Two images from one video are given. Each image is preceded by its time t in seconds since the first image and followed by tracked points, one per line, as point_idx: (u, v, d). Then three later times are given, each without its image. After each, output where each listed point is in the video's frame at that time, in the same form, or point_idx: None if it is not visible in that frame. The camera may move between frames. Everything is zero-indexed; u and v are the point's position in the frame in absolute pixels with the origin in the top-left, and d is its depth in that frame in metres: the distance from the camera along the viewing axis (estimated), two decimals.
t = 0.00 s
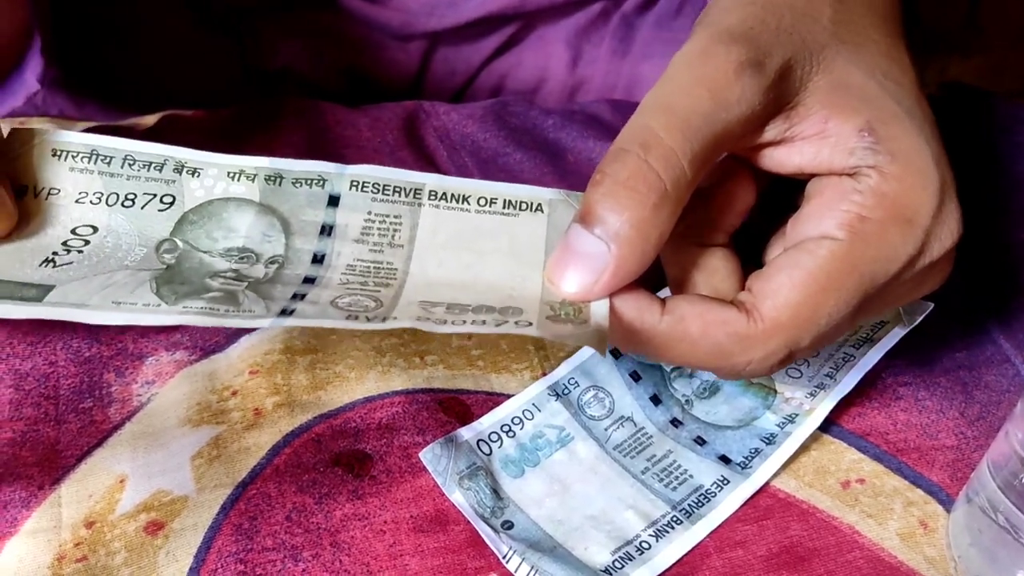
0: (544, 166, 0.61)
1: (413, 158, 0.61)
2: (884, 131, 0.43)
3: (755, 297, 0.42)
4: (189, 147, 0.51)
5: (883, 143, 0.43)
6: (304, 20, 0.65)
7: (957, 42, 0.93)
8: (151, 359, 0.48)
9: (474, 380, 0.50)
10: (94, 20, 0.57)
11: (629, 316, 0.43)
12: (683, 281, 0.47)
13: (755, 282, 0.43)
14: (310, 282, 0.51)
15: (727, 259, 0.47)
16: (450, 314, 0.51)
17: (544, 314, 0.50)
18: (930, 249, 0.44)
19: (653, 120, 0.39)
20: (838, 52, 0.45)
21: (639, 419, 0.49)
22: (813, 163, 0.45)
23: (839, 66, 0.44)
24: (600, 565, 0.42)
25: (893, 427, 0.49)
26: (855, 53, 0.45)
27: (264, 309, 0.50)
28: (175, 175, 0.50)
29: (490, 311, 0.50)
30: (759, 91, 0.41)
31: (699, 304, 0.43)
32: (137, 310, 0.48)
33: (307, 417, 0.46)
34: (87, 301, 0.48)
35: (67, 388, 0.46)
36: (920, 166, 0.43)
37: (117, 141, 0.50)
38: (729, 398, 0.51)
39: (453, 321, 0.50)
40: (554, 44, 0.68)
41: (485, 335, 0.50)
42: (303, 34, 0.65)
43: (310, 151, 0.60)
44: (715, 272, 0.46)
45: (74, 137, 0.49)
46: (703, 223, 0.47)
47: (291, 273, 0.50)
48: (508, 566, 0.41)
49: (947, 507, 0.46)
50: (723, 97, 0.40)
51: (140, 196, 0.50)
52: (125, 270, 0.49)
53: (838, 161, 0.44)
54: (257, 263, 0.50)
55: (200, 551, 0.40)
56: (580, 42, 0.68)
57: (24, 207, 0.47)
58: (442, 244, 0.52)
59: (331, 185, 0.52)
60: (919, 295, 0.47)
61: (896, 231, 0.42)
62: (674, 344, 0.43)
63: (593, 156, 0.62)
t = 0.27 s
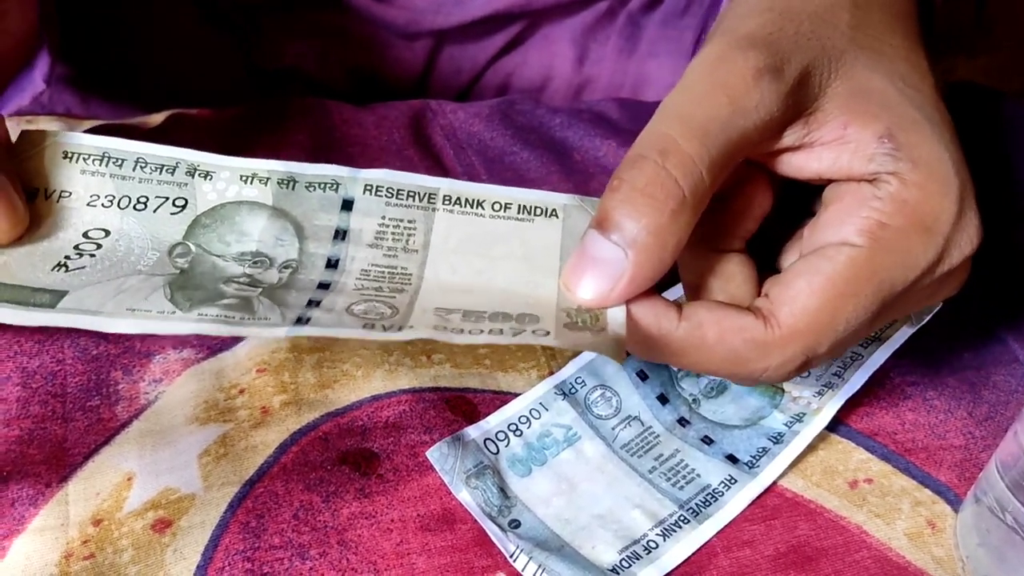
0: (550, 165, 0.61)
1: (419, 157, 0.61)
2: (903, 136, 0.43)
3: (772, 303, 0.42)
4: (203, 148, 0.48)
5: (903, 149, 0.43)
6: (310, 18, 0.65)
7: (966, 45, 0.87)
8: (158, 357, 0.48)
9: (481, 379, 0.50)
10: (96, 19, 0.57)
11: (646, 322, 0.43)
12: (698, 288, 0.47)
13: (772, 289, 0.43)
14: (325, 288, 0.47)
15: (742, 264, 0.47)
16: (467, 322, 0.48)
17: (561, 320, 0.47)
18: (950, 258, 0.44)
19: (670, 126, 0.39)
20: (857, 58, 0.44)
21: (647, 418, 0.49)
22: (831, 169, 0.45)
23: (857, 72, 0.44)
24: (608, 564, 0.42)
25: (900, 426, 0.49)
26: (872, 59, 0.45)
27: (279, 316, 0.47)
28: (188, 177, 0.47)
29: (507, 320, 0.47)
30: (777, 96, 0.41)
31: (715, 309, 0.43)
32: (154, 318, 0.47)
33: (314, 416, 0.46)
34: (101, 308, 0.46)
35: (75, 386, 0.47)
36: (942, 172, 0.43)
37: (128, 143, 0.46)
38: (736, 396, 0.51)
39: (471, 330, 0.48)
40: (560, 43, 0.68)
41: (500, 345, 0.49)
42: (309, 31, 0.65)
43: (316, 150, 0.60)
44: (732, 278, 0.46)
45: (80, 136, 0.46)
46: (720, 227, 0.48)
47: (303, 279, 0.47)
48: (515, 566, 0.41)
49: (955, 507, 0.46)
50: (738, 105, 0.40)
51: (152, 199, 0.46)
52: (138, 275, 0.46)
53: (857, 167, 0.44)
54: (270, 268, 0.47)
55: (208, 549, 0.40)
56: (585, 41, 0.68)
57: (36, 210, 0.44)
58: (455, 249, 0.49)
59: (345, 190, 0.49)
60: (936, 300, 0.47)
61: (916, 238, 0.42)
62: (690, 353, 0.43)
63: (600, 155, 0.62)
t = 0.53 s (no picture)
0: (557, 162, 0.61)
1: (426, 154, 0.61)
2: (914, 134, 0.43)
3: (783, 303, 0.42)
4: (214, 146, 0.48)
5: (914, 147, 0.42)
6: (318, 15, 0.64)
7: (972, 45, 0.85)
8: (165, 354, 0.48)
9: (489, 377, 0.49)
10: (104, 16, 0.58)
11: (657, 322, 0.43)
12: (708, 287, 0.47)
13: (783, 287, 0.42)
14: (337, 288, 0.47)
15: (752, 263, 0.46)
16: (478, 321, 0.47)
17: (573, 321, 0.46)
18: (961, 257, 0.43)
19: (679, 127, 0.39)
20: (866, 54, 0.44)
21: (656, 417, 0.49)
22: (841, 168, 0.45)
23: (867, 68, 0.44)
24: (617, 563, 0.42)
25: (911, 426, 0.49)
26: (882, 56, 0.45)
27: (292, 318, 0.46)
28: (200, 176, 0.47)
29: (519, 320, 0.46)
30: (786, 94, 0.41)
31: (726, 309, 0.42)
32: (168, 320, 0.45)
33: (321, 413, 0.46)
34: (115, 310, 0.45)
35: (81, 383, 0.46)
36: (952, 171, 0.42)
37: (140, 143, 0.47)
38: (745, 395, 0.50)
39: (483, 331, 0.46)
40: (566, 41, 0.68)
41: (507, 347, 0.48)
42: (317, 28, 0.65)
43: (322, 148, 0.59)
44: (742, 277, 0.46)
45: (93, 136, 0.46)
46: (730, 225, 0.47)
47: (316, 279, 0.47)
48: (524, 565, 0.41)
49: (967, 506, 0.45)
50: (745, 105, 0.40)
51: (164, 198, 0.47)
52: (151, 276, 0.46)
53: (865, 164, 0.44)
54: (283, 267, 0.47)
55: (216, 547, 0.40)
56: (591, 39, 0.68)
57: (49, 209, 0.44)
58: (464, 248, 0.49)
59: (356, 188, 0.49)
60: (948, 299, 0.47)
61: (928, 237, 0.42)
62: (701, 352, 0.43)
63: (607, 153, 0.62)
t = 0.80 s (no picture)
0: (564, 161, 0.61)
1: (432, 153, 0.61)
2: (925, 139, 0.42)
3: (787, 306, 0.42)
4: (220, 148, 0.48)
5: (925, 150, 0.42)
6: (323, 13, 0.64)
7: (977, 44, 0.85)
8: (173, 352, 0.48)
9: (497, 375, 0.49)
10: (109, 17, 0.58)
11: (660, 326, 0.43)
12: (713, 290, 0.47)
13: (788, 290, 0.42)
14: (340, 289, 0.47)
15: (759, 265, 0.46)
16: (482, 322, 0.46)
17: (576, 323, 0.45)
18: (970, 263, 0.43)
19: (691, 133, 0.39)
20: (879, 58, 0.44)
21: (664, 417, 0.49)
22: (850, 172, 0.45)
23: (879, 73, 0.43)
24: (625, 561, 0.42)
25: (919, 425, 0.49)
26: (893, 58, 0.44)
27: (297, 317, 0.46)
28: (206, 177, 0.48)
29: (522, 321, 0.45)
30: (797, 100, 0.41)
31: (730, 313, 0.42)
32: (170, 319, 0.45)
33: (328, 412, 0.46)
34: (119, 306, 0.45)
35: (89, 381, 0.46)
36: (962, 176, 0.42)
37: (145, 143, 0.47)
38: (753, 394, 0.50)
39: (485, 331, 0.45)
40: (572, 40, 0.67)
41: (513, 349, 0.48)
42: (320, 26, 0.64)
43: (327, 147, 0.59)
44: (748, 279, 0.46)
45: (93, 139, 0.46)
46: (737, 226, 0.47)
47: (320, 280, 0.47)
48: (532, 563, 0.41)
49: (975, 505, 0.45)
50: (756, 111, 0.39)
51: (170, 199, 0.47)
52: (157, 275, 0.46)
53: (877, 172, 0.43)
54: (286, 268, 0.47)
55: (223, 545, 0.40)
56: (597, 38, 0.67)
57: (54, 209, 0.44)
58: (472, 249, 0.49)
59: (362, 191, 0.50)
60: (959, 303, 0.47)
61: (935, 241, 0.42)
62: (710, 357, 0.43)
63: (614, 151, 0.62)
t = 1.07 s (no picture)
0: (564, 161, 0.60)
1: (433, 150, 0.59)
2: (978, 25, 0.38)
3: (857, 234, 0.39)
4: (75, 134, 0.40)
5: (975, 33, 0.38)
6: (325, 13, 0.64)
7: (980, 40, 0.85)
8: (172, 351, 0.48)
9: (497, 375, 0.50)
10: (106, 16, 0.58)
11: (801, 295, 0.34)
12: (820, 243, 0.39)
13: (853, 215, 0.39)
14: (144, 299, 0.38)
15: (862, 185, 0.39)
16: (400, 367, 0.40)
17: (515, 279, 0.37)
18: None
19: (788, 42, 0.34)
20: None
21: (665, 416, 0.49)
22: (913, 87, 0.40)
23: None
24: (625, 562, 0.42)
25: (921, 424, 0.49)
26: None
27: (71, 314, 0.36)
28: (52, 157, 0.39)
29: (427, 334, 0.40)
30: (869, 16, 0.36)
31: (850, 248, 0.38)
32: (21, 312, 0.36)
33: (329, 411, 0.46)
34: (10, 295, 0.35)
35: (89, 381, 0.46)
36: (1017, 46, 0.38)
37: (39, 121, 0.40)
38: (755, 391, 0.50)
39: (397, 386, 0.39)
40: (574, 40, 0.67)
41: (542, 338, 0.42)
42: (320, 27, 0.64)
43: (329, 146, 0.58)
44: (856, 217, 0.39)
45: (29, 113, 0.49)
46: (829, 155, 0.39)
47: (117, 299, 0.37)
48: (532, 563, 0.41)
49: (975, 505, 0.45)
50: (826, 23, 0.35)
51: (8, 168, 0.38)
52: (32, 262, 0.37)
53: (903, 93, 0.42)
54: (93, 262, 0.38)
55: (224, 544, 0.41)
56: (599, 37, 0.67)
57: None
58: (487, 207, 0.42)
59: (196, 218, 0.39)
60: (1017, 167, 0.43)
61: None
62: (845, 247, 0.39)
63: (616, 152, 0.61)
